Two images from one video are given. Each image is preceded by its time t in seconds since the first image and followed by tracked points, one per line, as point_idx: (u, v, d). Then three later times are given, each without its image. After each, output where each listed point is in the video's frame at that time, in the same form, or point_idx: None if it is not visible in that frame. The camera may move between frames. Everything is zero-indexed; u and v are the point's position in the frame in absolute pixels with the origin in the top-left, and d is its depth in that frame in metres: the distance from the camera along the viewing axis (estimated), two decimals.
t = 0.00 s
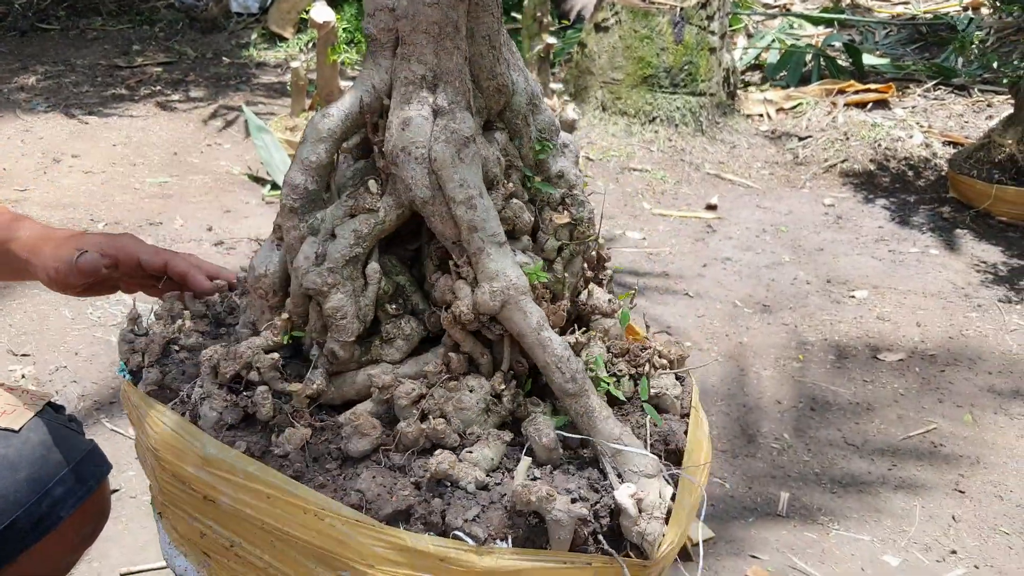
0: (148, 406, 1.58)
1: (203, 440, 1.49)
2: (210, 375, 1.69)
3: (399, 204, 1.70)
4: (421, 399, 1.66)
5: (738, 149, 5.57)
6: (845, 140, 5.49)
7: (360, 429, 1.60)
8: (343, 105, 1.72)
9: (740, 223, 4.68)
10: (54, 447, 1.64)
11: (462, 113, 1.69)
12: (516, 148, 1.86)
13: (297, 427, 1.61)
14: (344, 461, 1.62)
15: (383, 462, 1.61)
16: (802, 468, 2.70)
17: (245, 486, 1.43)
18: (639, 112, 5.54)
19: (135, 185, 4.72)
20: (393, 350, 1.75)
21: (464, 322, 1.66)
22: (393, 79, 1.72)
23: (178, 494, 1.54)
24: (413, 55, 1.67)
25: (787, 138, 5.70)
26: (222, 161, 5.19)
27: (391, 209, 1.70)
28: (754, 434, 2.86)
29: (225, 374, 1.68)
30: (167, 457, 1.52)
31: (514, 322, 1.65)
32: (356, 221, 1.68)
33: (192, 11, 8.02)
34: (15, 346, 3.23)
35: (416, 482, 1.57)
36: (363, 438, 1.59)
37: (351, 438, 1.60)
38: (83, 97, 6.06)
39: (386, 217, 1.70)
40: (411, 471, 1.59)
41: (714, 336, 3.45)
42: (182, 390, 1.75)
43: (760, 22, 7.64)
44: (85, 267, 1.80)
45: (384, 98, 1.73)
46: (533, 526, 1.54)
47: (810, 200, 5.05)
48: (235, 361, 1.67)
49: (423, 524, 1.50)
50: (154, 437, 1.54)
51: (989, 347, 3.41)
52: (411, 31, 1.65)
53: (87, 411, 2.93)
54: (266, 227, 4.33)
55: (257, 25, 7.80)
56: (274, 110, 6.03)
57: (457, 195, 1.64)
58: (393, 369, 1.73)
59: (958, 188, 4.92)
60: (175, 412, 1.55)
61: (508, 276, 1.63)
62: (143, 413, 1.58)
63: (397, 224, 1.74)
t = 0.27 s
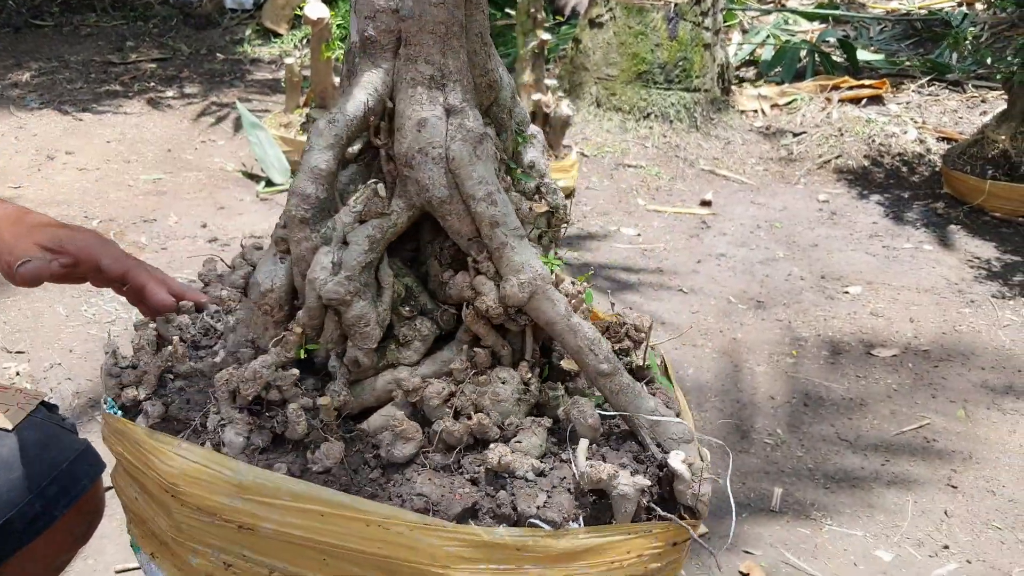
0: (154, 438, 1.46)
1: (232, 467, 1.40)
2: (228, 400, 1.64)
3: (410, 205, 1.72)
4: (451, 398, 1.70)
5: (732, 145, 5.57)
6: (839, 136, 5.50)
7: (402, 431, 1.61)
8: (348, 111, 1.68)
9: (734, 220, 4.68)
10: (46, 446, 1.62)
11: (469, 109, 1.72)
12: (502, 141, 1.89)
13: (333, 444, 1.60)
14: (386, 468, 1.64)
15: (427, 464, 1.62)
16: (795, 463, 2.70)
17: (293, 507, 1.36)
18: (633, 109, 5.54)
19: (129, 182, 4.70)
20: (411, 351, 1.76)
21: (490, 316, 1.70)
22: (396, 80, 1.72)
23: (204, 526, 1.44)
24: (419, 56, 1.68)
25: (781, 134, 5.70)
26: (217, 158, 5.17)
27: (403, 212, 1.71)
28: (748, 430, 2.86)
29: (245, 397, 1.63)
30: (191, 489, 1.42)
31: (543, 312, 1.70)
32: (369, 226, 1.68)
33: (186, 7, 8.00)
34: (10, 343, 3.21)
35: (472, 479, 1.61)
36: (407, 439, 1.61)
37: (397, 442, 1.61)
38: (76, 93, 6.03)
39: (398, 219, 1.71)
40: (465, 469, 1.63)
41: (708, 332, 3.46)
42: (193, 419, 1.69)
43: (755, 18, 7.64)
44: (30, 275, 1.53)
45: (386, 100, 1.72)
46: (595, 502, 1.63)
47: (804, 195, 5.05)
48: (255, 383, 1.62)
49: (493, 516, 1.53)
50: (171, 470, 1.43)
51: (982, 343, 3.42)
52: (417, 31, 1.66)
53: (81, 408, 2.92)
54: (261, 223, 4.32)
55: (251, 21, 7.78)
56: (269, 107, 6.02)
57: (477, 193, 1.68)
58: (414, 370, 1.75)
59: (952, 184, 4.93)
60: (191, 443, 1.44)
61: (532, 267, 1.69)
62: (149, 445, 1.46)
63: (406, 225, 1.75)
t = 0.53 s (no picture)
0: (213, 474, 1.47)
1: (313, 489, 1.42)
2: (293, 422, 1.62)
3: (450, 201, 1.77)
4: (506, 389, 1.76)
5: (732, 142, 5.57)
6: (838, 133, 5.50)
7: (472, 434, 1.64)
8: (386, 112, 1.69)
9: (735, 216, 4.68)
10: (57, 443, 1.62)
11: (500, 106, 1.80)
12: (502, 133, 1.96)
13: (407, 451, 1.61)
14: (461, 470, 1.67)
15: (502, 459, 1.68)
16: (799, 459, 2.70)
17: (385, 518, 1.41)
18: (634, 105, 5.53)
19: (129, 179, 4.69)
20: (456, 349, 1.80)
21: (538, 304, 1.77)
22: (426, 78, 1.74)
23: (286, 552, 1.46)
24: (454, 53, 1.73)
25: (781, 131, 5.70)
26: (216, 155, 5.15)
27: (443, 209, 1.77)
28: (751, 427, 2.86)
29: (310, 416, 1.62)
30: (271, 519, 1.43)
31: (589, 294, 1.81)
32: (412, 227, 1.72)
33: (184, 5, 7.98)
34: (12, 340, 3.20)
35: (552, 463, 1.69)
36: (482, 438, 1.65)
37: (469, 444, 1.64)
38: (75, 90, 6.00)
39: (439, 217, 1.76)
40: (541, 456, 1.70)
41: (711, 328, 3.46)
42: (252, 446, 1.65)
43: (754, 15, 7.65)
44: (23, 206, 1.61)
45: (418, 98, 1.74)
46: (667, 467, 1.76)
47: (804, 192, 5.06)
48: (318, 401, 1.62)
49: (585, 497, 1.63)
50: (243, 502, 1.44)
51: (984, 339, 3.42)
52: (452, 28, 1.70)
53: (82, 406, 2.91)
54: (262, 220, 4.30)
55: (250, 19, 7.76)
56: (268, 104, 6.00)
57: (520, 184, 1.76)
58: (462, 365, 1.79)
59: (952, 180, 4.93)
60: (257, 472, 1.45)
61: (576, 253, 1.79)
62: (210, 481, 1.46)
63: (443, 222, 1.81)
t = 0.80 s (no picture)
0: (292, 497, 1.43)
1: (405, 498, 1.42)
2: (368, 432, 1.62)
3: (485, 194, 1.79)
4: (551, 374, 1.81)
5: (729, 137, 5.57)
6: (835, 128, 5.50)
7: (535, 424, 1.68)
8: (427, 106, 1.65)
9: (733, 211, 4.68)
10: (64, 437, 1.61)
11: (525, 96, 1.81)
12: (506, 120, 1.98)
13: (478, 445, 1.66)
14: (527, 457, 1.71)
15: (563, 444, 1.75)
16: (800, 453, 2.71)
17: (475, 515, 1.43)
18: (631, 100, 5.53)
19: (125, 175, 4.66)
20: (498, 341, 1.83)
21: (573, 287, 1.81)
22: (457, 70, 1.72)
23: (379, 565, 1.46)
24: (485, 44, 1.72)
25: (778, 126, 5.70)
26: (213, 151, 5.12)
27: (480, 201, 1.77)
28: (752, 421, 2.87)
29: (384, 423, 1.62)
30: (363, 536, 1.42)
31: (614, 272, 1.91)
32: (456, 221, 1.73)
33: None
34: (10, 336, 3.18)
35: (612, 438, 1.78)
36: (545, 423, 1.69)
37: (535, 430, 1.68)
38: (70, 86, 5.97)
39: (476, 210, 1.78)
40: (600, 433, 1.79)
41: (711, 323, 3.46)
42: (327, 463, 1.64)
43: (750, 10, 7.64)
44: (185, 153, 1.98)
45: (449, 90, 1.71)
46: (712, 426, 1.89)
47: (802, 187, 5.06)
48: (390, 407, 1.62)
49: (652, 465, 1.75)
50: (330, 523, 1.41)
51: (982, 333, 3.43)
52: (484, 20, 1.70)
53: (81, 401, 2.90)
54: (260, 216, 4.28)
55: (245, 14, 7.72)
56: (264, 99, 5.97)
57: (553, 171, 1.81)
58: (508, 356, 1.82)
59: (949, 175, 4.94)
60: (335, 490, 1.42)
61: (604, 234, 1.86)
62: (289, 507, 1.42)
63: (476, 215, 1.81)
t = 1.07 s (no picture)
0: (371, 513, 1.25)
1: (484, 496, 1.29)
2: (439, 439, 1.45)
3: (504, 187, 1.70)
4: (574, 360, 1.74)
5: (723, 132, 5.57)
6: (829, 122, 5.51)
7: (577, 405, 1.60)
8: (456, 105, 1.54)
9: (727, 206, 4.68)
10: (61, 429, 1.57)
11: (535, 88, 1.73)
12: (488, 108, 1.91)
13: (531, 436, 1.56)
14: (569, 443, 1.62)
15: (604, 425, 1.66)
16: (797, 448, 2.71)
17: (552, 503, 1.33)
18: (625, 95, 5.52)
19: (117, 170, 4.63)
20: (524, 331, 1.72)
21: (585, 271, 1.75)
22: (475, 66, 1.62)
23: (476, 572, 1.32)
24: (501, 38, 1.63)
25: (772, 120, 5.70)
26: (205, 145, 5.08)
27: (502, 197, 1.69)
28: (748, 416, 2.87)
29: (452, 427, 1.47)
30: (452, 545, 1.27)
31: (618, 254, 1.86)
32: (486, 217, 1.63)
33: None
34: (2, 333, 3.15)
35: (644, 413, 1.70)
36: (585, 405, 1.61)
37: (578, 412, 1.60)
38: (60, 80, 5.92)
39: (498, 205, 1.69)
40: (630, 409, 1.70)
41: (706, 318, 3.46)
42: (400, 474, 1.46)
43: (743, 5, 7.64)
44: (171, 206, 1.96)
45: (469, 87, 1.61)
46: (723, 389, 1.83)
47: (796, 181, 5.07)
48: (453, 406, 1.48)
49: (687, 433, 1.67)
50: (424, 532, 1.25)
51: (976, 327, 3.44)
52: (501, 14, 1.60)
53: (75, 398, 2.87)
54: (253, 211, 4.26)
55: (237, 8, 7.67)
56: (256, 94, 5.94)
57: (565, 160, 1.74)
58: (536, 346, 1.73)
59: (942, 169, 4.95)
60: (411, 500, 1.26)
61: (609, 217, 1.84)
62: (370, 525, 1.24)
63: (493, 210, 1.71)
